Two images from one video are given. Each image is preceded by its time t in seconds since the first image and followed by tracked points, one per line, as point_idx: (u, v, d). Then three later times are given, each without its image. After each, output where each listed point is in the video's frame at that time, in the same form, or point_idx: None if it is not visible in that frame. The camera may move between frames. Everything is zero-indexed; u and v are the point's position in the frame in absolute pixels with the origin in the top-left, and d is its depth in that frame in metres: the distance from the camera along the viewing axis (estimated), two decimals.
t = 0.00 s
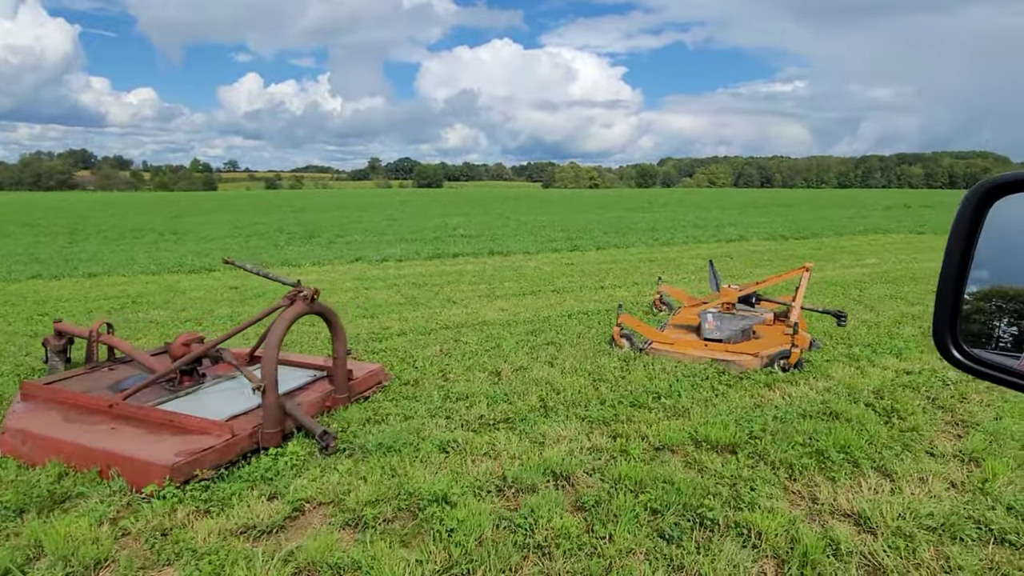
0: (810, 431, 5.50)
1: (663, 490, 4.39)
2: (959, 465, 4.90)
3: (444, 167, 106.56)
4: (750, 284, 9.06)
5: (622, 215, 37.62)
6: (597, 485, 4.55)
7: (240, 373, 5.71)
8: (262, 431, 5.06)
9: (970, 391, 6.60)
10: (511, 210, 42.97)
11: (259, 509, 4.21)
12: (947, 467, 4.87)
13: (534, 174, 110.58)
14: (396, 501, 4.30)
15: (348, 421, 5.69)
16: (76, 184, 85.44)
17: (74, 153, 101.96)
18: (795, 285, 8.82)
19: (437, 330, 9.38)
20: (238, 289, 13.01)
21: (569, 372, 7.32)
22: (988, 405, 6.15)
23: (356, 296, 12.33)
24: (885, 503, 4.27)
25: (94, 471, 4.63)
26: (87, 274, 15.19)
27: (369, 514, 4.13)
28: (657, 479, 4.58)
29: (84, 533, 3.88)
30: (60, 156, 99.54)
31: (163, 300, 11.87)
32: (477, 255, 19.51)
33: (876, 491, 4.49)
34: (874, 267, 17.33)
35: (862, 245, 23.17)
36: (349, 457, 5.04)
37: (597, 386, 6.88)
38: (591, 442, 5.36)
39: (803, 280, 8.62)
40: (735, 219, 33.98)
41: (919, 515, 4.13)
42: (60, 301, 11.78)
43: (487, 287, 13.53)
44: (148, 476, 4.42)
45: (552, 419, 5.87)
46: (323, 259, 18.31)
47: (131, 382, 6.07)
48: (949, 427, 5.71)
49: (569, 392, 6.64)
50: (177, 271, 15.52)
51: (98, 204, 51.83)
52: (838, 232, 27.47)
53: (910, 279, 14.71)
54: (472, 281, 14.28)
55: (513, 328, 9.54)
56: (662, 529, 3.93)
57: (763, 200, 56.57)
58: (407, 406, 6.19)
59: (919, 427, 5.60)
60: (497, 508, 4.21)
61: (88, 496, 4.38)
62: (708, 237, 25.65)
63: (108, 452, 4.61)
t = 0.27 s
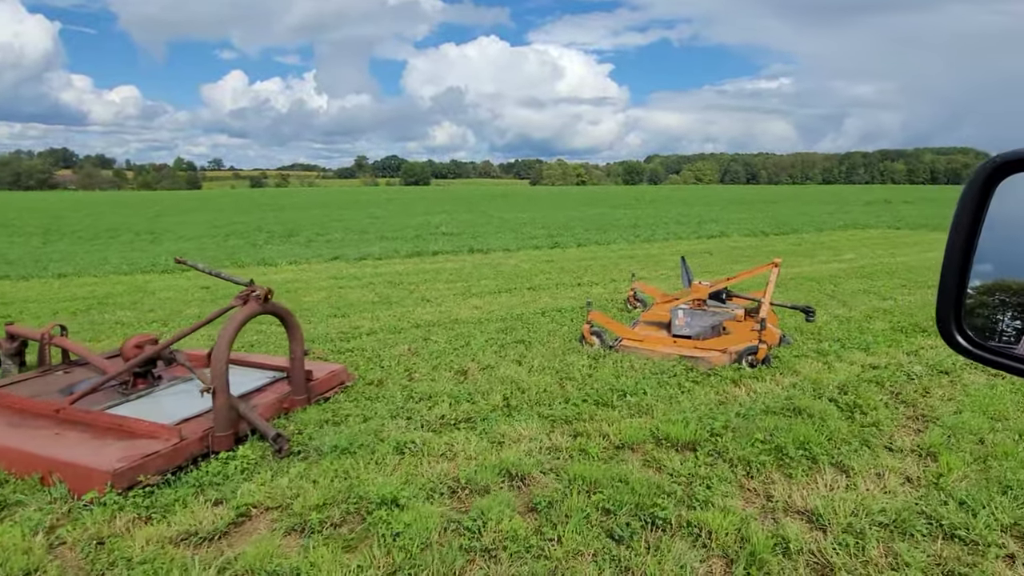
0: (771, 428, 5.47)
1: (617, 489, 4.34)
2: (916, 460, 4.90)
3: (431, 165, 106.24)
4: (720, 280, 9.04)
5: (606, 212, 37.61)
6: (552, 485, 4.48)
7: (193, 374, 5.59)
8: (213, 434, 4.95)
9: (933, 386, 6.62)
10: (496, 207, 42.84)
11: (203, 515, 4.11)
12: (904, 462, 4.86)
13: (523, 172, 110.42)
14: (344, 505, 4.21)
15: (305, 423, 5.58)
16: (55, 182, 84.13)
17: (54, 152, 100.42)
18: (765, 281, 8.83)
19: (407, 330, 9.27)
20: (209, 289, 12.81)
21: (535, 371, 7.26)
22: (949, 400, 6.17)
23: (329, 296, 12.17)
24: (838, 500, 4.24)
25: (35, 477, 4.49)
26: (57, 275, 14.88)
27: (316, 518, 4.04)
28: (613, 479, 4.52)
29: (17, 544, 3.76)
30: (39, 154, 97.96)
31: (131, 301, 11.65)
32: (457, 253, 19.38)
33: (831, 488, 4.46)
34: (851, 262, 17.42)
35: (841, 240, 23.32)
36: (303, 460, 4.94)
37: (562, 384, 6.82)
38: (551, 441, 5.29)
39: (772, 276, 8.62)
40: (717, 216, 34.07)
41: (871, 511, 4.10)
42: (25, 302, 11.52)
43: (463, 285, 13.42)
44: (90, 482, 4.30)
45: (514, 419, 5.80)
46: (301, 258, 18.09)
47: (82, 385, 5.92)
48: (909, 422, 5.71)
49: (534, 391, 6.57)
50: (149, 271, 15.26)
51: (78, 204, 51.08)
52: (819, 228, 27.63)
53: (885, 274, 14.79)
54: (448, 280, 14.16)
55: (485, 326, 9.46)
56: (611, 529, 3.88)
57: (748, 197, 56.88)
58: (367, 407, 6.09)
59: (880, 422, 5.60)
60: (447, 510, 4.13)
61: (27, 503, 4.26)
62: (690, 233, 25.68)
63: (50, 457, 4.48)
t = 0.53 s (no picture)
0: (737, 429, 5.47)
1: (576, 491, 4.32)
2: (878, 460, 4.91)
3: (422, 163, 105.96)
4: (697, 279, 9.04)
5: (595, 211, 37.64)
6: (512, 487, 4.46)
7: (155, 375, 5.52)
8: (172, 437, 4.89)
9: (901, 387, 6.66)
10: (486, 206, 42.77)
11: (155, 518, 4.06)
12: (866, 462, 4.87)
13: (514, 171, 110.39)
14: (301, 508, 4.17)
15: (268, 425, 5.52)
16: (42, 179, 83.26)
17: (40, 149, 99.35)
18: (741, 281, 8.83)
19: (382, 329, 9.22)
20: (187, 288, 12.69)
21: (508, 371, 7.23)
22: (916, 400, 6.20)
23: (308, 295, 12.10)
24: (796, 501, 4.24)
25: None
26: (34, 274, 14.71)
27: (270, 521, 3.99)
28: (574, 481, 4.50)
29: None
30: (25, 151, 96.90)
31: (107, 300, 11.54)
32: (442, 252, 19.34)
33: (791, 489, 4.46)
34: (833, 262, 17.52)
35: (825, 240, 23.47)
36: (263, 462, 4.88)
37: (533, 385, 6.80)
38: (516, 443, 5.27)
39: (747, 276, 8.62)
40: (705, 215, 34.17)
41: (828, 513, 4.10)
42: None
43: (444, 284, 13.38)
44: (41, 485, 4.24)
45: (481, 420, 5.77)
46: (284, 257, 17.98)
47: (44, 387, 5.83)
48: (875, 422, 5.73)
49: (504, 391, 6.54)
50: (128, 270, 15.11)
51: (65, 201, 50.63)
52: (805, 228, 27.77)
53: (866, 274, 14.87)
54: (430, 279, 14.11)
55: (461, 326, 9.43)
56: (567, 532, 3.85)
57: (737, 196, 57.09)
58: (333, 408, 6.04)
59: (845, 423, 5.62)
60: (403, 513, 4.09)
61: None
62: (676, 232, 25.75)
63: (2, 461, 4.41)
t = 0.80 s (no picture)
0: (703, 436, 5.46)
1: (534, 495, 4.31)
2: (839, 470, 4.91)
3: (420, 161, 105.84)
4: (677, 285, 9.02)
5: (589, 214, 37.67)
6: (470, 488, 4.44)
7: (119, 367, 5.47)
8: (131, 430, 4.84)
9: (871, 399, 6.67)
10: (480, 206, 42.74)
11: (106, 512, 4.02)
12: (826, 472, 4.88)
13: (512, 171, 110.42)
14: (254, 505, 4.13)
15: (232, 419, 5.48)
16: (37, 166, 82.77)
17: (36, 135, 98.78)
18: (721, 288, 8.82)
19: (360, 327, 9.17)
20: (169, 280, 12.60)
21: (481, 372, 7.21)
22: (885, 412, 6.22)
23: (290, 290, 12.06)
24: (753, 511, 4.24)
25: None
26: (18, 261, 14.62)
27: (221, 517, 3.96)
28: (532, 484, 4.49)
29: None
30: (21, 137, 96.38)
31: (87, 289, 11.47)
32: (431, 250, 19.32)
33: (749, 498, 4.46)
34: (820, 271, 17.58)
35: (815, 249, 23.56)
36: (222, 457, 4.85)
37: (505, 386, 6.78)
38: (480, 444, 5.25)
39: (727, 283, 8.61)
40: (698, 221, 34.25)
41: (783, 523, 4.10)
42: None
43: (429, 283, 13.36)
44: None
45: (448, 420, 5.75)
46: (272, 251, 17.92)
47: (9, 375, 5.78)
48: (841, 432, 5.74)
49: (475, 392, 6.52)
50: (113, 260, 15.03)
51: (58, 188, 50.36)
52: (795, 236, 27.86)
53: (850, 284, 14.93)
54: (415, 277, 14.07)
55: (440, 325, 9.41)
56: (518, 536, 3.84)
57: (732, 202, 57.24)
58: (301, 405, 6.00)
59: (811, 432, 5.62)
60: (356, 513, 4.07)
61: None
62: (668, 237, 25.81)
63: None
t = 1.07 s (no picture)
0: (660, 444, 5.43)
1: (478, 498, 4.27)
2: (792, 483, 4.88)
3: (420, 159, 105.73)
4: (652, 291, 8.99)
5: (584, 217, 37.63)
6: (415, 489, 4.40)
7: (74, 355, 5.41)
8: (79, 419, 4.79)
9: (836, 412, 6.65)
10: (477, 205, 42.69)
11: (41, 501, 3.97)
12: (779, 485, 4.85)
13: (512, 172, 110.40)
14: (193, 498, 4.08)
15: (186, 412, 5.43)
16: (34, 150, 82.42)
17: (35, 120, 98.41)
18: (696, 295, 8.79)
19: (334, 323, 9.11)
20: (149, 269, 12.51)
21: (447, 372, 7.17)
22: (847, 426, 6.20)
23: (270, 283, 12.00)
24: (697, 521, 4.20)
25: None
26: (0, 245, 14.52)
27: (157, 510, 3.91)
28: (479, 487, 4.44)
29: None
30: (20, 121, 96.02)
31: (65, 276, 11.39)
32: (419, 248, 19.28)
33: (697, 508, 4.42)
34: (807, 282, 17.58)
35: (805, 260, 23.58)
36: (169, 450, 4.80)
37: (470, 387, 6.73)
38: (434, 445, 5.20)
39: (702, 291, 8.58)
40: (692, 228, 34.25)
41: (726, 534, 4.07)
42: None
43: (412, 281, 13.32)
44: None
45: (406, 420, 5.70)
46: (259, 244, 17.86)
47: None
48: (801, 445, 5.71)
49: (438, 393, 6.48)
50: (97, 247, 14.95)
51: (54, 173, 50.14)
52: (787, 247, 27.87)
53: (834, 296, 14.91)
54: (398, 275, 14.00)
55: (415, 324, 9.36)
56: (455, 539, 3.80)
57: (730, 211, 57.28)
58: (259, 399, 5.94)
59: (770, 444, 5.60)
60: (295, 510, 4.02)
61: None
62: (659, 243, 25.80)
63: None
